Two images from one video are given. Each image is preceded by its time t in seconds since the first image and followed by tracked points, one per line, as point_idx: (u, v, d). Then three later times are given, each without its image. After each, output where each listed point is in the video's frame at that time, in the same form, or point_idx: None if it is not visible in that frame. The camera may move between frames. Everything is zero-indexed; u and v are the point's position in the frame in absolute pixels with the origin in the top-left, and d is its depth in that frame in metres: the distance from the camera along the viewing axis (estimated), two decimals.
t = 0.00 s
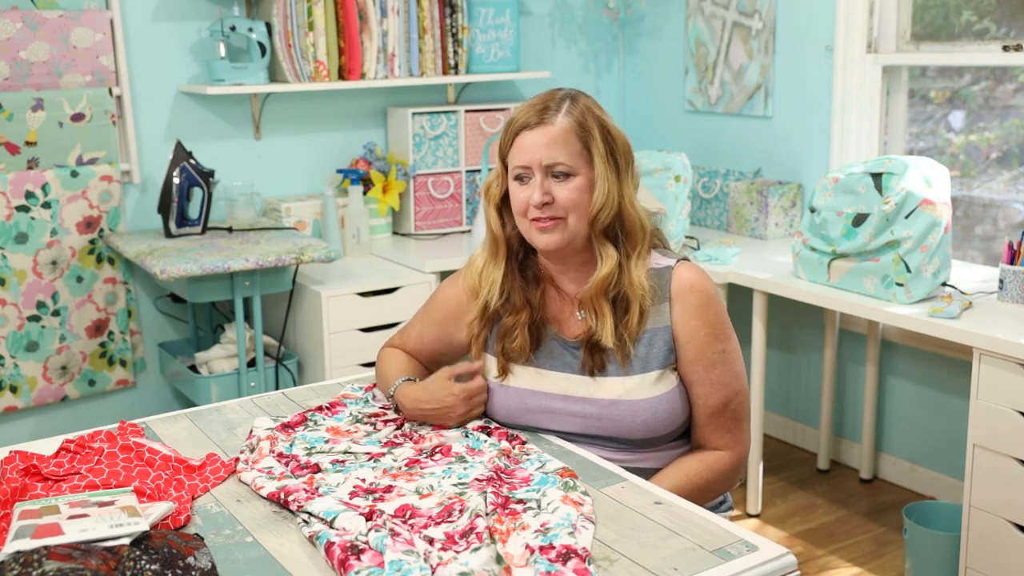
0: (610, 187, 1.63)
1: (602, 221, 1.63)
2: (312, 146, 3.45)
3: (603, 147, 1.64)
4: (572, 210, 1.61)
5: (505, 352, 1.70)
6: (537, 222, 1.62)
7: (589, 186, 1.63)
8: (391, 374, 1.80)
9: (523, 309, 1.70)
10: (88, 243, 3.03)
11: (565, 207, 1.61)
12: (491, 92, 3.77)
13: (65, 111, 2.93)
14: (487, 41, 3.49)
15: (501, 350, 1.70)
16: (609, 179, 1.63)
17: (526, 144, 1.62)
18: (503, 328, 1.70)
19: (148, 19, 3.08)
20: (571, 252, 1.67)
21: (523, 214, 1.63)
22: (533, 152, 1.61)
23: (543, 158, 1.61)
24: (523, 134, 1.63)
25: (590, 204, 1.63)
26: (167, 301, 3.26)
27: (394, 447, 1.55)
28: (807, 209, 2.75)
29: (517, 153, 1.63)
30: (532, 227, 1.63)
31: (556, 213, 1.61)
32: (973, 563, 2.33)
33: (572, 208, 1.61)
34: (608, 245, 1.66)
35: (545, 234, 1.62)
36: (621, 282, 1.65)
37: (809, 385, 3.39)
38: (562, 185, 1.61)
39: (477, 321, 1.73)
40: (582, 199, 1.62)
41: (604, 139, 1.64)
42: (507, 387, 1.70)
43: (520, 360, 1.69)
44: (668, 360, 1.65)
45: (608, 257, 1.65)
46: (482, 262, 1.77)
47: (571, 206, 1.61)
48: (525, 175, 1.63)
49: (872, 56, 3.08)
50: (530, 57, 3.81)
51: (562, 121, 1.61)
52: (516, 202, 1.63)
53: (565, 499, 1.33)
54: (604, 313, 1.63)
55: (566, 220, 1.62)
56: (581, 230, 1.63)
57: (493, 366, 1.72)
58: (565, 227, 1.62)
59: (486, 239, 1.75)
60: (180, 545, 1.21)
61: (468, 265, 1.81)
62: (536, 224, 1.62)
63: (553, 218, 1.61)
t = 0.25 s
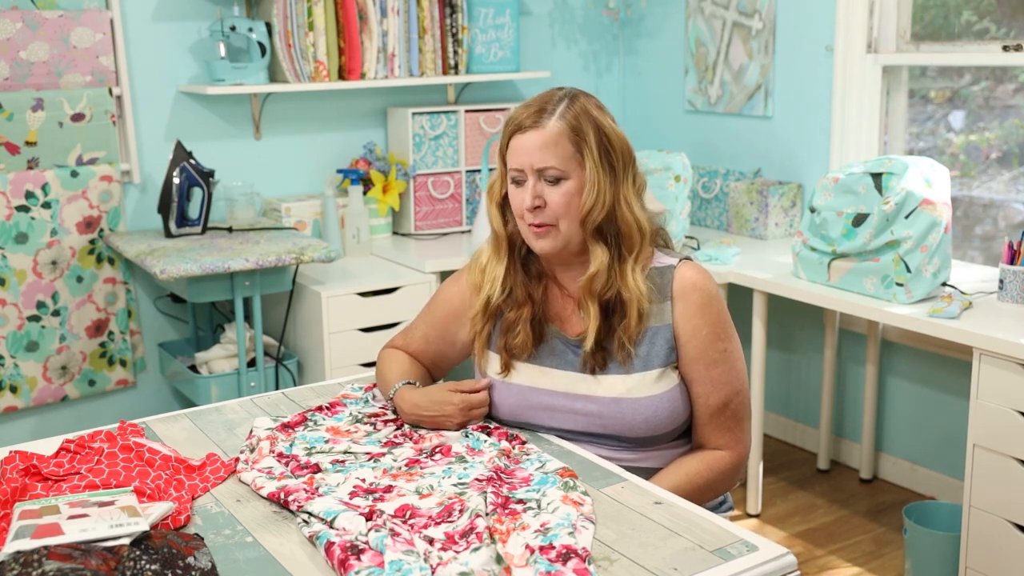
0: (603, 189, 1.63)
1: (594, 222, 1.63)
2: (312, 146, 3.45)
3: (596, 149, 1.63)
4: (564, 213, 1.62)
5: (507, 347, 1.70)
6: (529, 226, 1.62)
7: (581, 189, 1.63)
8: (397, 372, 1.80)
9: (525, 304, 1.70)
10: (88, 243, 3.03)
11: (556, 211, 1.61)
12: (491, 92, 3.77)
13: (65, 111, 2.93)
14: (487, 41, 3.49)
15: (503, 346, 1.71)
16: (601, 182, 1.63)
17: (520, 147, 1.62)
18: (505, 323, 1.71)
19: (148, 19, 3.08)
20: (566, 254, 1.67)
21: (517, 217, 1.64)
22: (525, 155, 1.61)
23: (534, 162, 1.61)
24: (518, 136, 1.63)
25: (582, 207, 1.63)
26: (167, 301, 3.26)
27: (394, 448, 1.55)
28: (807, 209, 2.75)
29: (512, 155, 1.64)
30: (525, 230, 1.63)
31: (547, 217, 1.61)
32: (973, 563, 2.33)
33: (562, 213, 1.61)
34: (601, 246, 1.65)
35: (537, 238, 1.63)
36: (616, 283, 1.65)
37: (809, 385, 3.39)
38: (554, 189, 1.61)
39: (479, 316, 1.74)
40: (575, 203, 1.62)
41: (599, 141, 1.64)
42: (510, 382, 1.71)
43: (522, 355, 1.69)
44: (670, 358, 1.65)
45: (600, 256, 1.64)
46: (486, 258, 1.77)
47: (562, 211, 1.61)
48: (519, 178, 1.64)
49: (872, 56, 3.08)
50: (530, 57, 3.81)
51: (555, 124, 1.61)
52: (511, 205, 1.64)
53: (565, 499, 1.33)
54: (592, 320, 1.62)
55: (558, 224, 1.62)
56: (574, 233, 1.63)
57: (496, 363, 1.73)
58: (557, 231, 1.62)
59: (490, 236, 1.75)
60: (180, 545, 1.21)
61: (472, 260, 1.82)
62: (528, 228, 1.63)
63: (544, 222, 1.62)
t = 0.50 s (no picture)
0: (601, 197, 1.64)
1: (593, 229, 1.65)
2: (311, 146, 3.45)
3: (594, 157, 1.64)
4: (563, 222, 1.63)
5: (510, 338, 1.71)
6: (529, 233, 1.64)
7: (580, 197, 1.64)
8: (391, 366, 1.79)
9: (528, 296, 1.71)
10: (88, 243, 3.03)
11: (556, 219, 1.63)
12: (491, 92, 3.77)
13: (65, 111, 2.93)
14: (487, 41, 3.49)
15: (506, 337, 1.71)
16: (599, 190, 1.64)
17: (519, 156, 1.63)
18: (507, 314, 1.72)
19: (148, 19, 3.08)
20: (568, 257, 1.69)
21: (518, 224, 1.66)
22: (523, 166, 1.62)
23: (533, 172, 1.62)
24: (517, 145, 1.64)
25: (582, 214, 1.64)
26: (167, 301, 3.26)
27: (394, 447, 1.55)
28: (808, 209, 2.75)
29: (511, 164, 1.65)
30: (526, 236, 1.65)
31: (546, 225, 1.63)
32: (973, 563, 2.33)
33: (562, 221, 1.63)
34: (603, 249, 1.67)
35: (538, 245, 1.65)
36: (617, 284, 1.65)
37: (809, 385, 3.39)
38: (553, 199, 1.63)
39: (481, 307, 1.73)
40: (574, 211, 1.63)
41: (597, 148, 1.64)
42: (513, 373, 1.71)
43: (524, 345, 1.70)
44: (672, 353, 1.65)
45: (602, 261, 1.65)
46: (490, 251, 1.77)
47: (561, 219, 1.63)
48: (519, 185, 1.65)
49: (872, 56, 3.08)
50: (530, 56, 3.81)
51: (553, 135, 1.62)
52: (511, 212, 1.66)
53: (565, 499, 1.33)
54: (597, 317, 1.63)
55: (558, 232, 1.64)
56: (574, 239, 1.65)
57: (498, 354, 1.73)
58: (557, 238, 1.64)
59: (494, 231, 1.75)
60: (180, 545, 1.20)
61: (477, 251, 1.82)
62: (528, 236, 1.65)
63: (544, 230, 1.63)
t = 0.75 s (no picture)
0: (606, 200, 1.67)
1: (599, 231, 1.68)
2: (312, 146, 3.45)
3: (598, 161, 1.66)
4: (569, 224, 1.67)
5: (516, 332, 1.75)
6: (536, 233, 1.69)
7: (585, 201, 1.67)
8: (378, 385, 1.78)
9: (535, 292, 1.75)
10: (88, 243, 3.03)
11: (562, 222, 1.67)
12: (491, 92, 3.77)
13: (65, 111, 2.93)
14: (487, 41, 3.49)
15: (512, 331, 1.76)
16: (603, 194, 1.67)
17: (526, 159, 1.66)
18: (515, 309, 1.76)
19: (148, 19, 3.08)
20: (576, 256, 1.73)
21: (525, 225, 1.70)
22: (530, 169, 1.66)
23: (539, 176, 1.65)
24: (524, 148, 1.67)
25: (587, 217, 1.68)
26: (167, 301, 3.26)
27: (394, 447, 1.55)
28: (808, 209, 2.75)
29: (519, 166, 1.68)
30: (533, 237, 1.70)
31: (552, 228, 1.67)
32: (973, 563, 2.33)
33: (568, 223, 1.67)
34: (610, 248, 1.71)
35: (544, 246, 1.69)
36: (620, 282, 1.69)
37: (809, 385, 3.39)
38: (559, 202, 1.67)
39: (489, 302, 1.78)
40: (579, 214, 1.67)
41: (602, 152, 1.67)
42: (518, 365, 1.76)
43: (531, 339, 1.75)
44: (673, 344, 1.71)
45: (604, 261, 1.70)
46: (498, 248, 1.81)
47: (567, 221, 1.67)
48: (526, 188, 1.68)
49: (872, 56, 3.08)
50: (530, 57, 3.81)
51: (558, 139, 1.64)
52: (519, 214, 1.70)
53: (565, 499, 1.33)
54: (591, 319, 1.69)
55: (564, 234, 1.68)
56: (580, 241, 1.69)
57: (503, 347, 1.78)
58: (563, 240, 1.69)
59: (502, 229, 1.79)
60: (180, 545, 1.20)
61: (485, 246, 1.86)
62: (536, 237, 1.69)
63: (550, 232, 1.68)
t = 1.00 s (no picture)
0: (609, 193, 1.69)
1: (601, 225, 1.70)
2: (312, 146, 3.45)
3: (601, 154, 1.68)
4: (572, 217, 1.69)
5: (516, 324, 1.77)
6: (539, 226, 1.71)
7: (588, 194, 1.69)
8: (375, 377, 1.78)
9: (536, 285, 1.77)
10: (88, 243, 3.03)
11: (565, 214, 1.69)
12: (491, 92, 3.77)
13: (65, 111, 2.93)
14: (487, 41, 3.49)
15: (513, 322, 1.77)
16: (605, 186, 1.68)
17: (531, 153, 1.68)
18: (516, 301, 1.77)
19: (148, 19, 3.08)
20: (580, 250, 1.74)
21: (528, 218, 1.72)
22: (533, 162, 1.68)
23: (543, 169, 1.67)
24: (529, 142, 1.69)
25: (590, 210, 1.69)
26: (167, 301, 3.26)
27: (394, 447, 1.55)
28: (808, 209, 2.75)
29: (522, 160, 1.70)
30: (536, 229, 1.72)
31: (555, 220, 1.69)
32: (973, 564, 2.33)
33: (570, 215, 1.69)
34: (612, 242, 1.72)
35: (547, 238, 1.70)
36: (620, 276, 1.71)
37: (809, 385, 3.39)
38: (562, 194, 1.68)
39: (491, 295, 1.79)
40: (581, 206, 1.68)
41: (605, 147, 1.68)
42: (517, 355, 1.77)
43: (531, 331, 1.76)
44: (668, 336, 1.70)
45: (605, 255, 1.71)
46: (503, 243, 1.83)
47: (569, 213, 1.68)
48: (530, 181, 1.70)
49: (872, 56, 3.08)
50: (530, 57, 3.81)
51: (561, 133, 1.66)
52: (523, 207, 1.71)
53: (565, 499, 1.33)
54: (593, 309, 1.69)
55: (566, 226, 1.69)
56: (583, 233, 1.71)
57: (503, 337, 1.79)
58: (565, 232, 1.70)
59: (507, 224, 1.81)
60: (180, 545, 1.20)
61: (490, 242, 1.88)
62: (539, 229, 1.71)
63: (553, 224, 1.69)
